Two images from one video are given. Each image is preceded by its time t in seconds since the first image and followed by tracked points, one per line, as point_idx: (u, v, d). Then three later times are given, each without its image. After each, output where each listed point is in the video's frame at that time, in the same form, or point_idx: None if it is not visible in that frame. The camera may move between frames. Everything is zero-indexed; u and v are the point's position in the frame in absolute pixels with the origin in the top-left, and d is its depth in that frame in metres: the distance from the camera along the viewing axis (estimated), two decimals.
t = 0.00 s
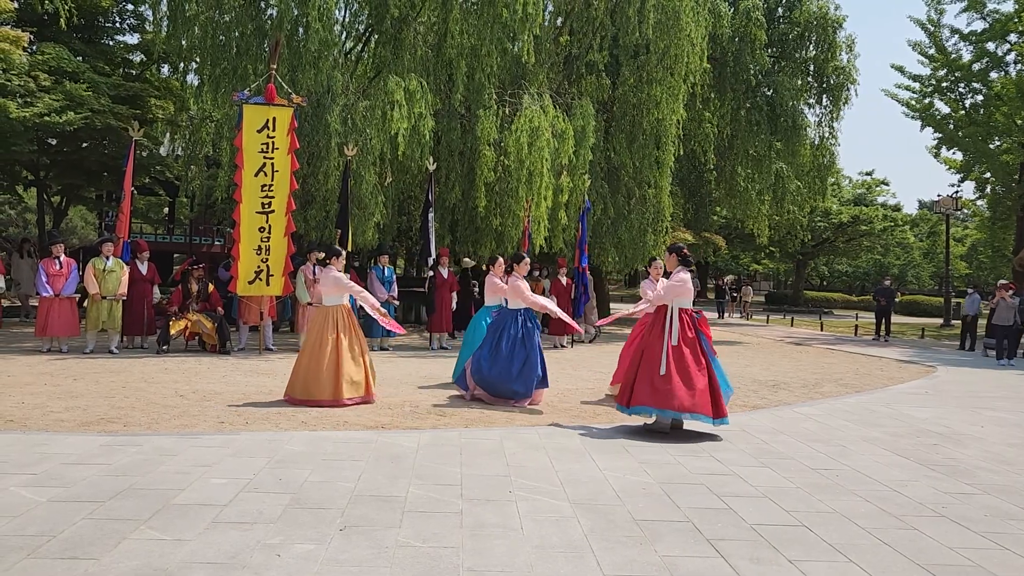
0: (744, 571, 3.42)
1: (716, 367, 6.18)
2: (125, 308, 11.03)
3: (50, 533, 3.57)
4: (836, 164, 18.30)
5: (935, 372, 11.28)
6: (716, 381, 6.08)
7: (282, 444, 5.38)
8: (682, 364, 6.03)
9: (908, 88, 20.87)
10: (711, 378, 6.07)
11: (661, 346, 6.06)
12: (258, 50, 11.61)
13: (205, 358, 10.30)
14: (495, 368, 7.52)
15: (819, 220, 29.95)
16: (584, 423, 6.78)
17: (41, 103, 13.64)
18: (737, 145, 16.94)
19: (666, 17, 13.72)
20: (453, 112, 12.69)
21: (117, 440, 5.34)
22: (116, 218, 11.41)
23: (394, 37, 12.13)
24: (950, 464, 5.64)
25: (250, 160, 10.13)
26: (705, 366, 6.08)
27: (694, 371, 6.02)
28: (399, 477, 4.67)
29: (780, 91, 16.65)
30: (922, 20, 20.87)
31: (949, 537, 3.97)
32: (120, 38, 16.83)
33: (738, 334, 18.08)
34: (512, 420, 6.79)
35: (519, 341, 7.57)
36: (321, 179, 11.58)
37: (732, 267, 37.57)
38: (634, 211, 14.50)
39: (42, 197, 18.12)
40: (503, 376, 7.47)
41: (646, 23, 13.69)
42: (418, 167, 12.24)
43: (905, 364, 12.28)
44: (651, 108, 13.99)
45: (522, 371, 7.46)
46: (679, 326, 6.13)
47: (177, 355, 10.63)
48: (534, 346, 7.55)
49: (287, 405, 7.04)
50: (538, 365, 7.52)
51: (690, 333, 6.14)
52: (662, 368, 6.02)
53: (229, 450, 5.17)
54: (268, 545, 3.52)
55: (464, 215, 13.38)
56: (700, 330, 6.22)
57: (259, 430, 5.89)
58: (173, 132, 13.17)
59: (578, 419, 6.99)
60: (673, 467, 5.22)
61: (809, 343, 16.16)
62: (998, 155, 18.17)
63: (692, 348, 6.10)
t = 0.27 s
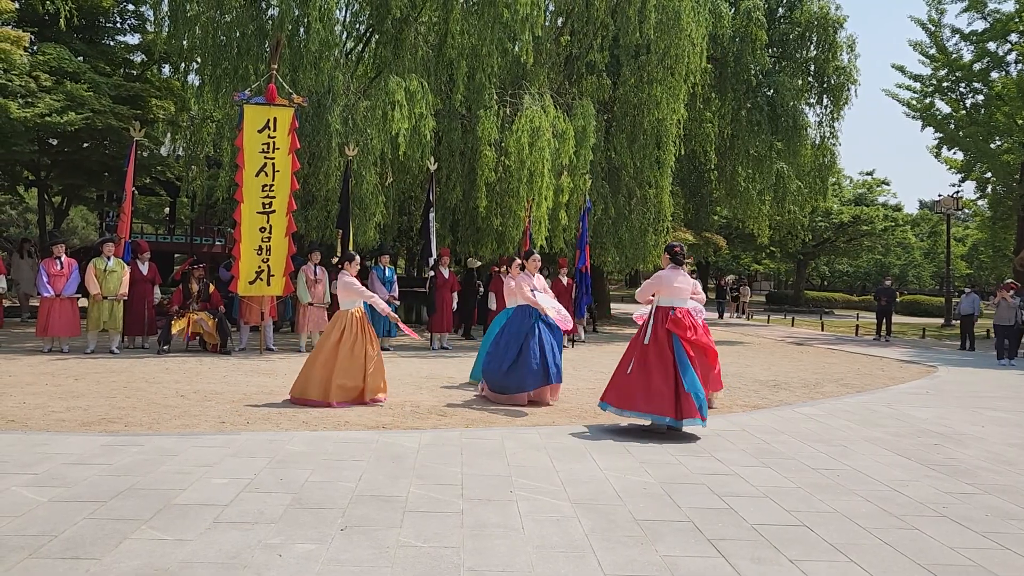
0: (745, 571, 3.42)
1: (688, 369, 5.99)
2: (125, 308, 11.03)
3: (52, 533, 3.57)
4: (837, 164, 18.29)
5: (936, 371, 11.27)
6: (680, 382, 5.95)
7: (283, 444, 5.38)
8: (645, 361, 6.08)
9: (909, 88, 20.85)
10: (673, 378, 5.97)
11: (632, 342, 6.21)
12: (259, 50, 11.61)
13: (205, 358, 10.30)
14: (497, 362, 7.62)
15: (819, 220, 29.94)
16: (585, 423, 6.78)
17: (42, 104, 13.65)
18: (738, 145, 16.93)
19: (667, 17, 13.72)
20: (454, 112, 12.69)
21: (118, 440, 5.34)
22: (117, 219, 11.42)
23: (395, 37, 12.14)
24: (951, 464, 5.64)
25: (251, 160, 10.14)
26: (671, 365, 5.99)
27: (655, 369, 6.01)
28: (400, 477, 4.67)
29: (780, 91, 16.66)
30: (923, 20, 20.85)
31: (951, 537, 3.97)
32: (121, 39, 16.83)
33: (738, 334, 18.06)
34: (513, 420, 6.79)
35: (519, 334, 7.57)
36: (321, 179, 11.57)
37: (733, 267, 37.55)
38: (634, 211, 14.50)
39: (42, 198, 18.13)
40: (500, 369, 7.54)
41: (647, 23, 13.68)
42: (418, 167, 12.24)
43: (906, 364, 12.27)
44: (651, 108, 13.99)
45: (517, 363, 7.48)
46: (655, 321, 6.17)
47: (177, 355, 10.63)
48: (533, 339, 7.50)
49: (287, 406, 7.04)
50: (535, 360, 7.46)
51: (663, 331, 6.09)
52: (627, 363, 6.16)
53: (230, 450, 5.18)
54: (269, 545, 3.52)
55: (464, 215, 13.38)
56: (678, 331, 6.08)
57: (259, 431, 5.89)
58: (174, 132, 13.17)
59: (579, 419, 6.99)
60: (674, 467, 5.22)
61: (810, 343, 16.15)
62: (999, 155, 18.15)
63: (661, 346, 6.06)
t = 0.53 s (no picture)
0: (745, 571, 3.42)
1: (638, 367, 6.09)
2: (126, 308, 11.04)
3: (52, 533, 3.57)
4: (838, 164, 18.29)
5: (936, 372, 11.27)
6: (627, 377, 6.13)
7: (283, 444, 5.38)
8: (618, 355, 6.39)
9: (909, 88, 20.85)
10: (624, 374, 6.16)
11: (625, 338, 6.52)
12: (259, 50, 11.63)
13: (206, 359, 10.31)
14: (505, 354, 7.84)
15: (820, 221, 29.94)
16: (585, 424, 6.78)
17: (42, 104, 13.66)
18: (738, 146, 16.94)
19: (667, 18, 13.72)
20: (454, 113, 12.70)
21: (119, 440, 5.35)
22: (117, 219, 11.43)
23: (396, 37, 12.16)
24: (951, 464, 5.64)
25: (252, 161, 10.14)
26: (630, 363, 6.15)
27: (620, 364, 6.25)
28: (401, 477, 4.67)
29: (780, 91, 16.67)
30: (923, 21, 20.85)
31: (951, 537, 3.97)
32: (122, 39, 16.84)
33: (739, 335, 18.07)
34: (513, 420, 6.79)
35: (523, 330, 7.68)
36: (322, 180, 11.57)
37: (733, 268, 37.56)
38: (634, 211, 14.50)
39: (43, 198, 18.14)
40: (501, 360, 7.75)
41: (647, 23, 13.68)
42: (419, 167, 12.24)
43: (906, 364, 12.27)
44: (652, 108, 14.00)
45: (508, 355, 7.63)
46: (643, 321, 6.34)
47: (178, 355, 10.64)
48: (522, 333, 7.58)
49: (288, 406, 7.05)
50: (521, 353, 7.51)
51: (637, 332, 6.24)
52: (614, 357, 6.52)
53: (230, 450, 5.18)
54: (269, 545, 3.52)
55: (465, 215, 13.39)
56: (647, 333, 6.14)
57: (260, 431, 5.90)
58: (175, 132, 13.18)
59: (579, 419, 6.99)
60: (674, 467, 5.22)
61: (810, 343, 16.14)
62: (999, 155, 18.16)
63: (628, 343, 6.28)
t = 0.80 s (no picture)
0: (746, 572, 3.42)
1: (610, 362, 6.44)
2: (126, 309, 11.05)
3: (53, 533, 3.58)
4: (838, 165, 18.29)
5: (936, 372, 11.27)
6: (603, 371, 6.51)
7: (284, 445, 5.39)
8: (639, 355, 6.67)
9: (909, 89, 20.84)
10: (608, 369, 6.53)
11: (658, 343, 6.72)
12: (260, 51, 11.65)
13: (206, 359, 10.31)
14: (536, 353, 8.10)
15: (821, 221, 29.92)
16: (586, 424, 6.78)
17: (43, 105, 13.67)
18: (739, 146, 16.94)
19: (668, 19, 13.72)
20: (455, 114, 12.70)
21: (120, 440, 5.35)
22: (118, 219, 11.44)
23: (396, 38, 12.17)
24: (952, 465, 5.64)
25: (253, 161, 10.14)
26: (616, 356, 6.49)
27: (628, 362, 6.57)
28: (401, 478, 4.68)
29: (781, 92, 16.66)
30: (924, 21, 20.85)
31: (951, 537, 3.97)
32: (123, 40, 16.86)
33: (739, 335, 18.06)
34: (514, 421, 6.80)
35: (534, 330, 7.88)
36: (323, 180, 11.57)
37: (734, 268, 37.55)
38: (634, 212, 14.51)
39: (44, 198, 18.15)
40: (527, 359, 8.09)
41: (648, 24, 13.67)
42: (419, 168, 12.25)
43: (906, 365, 12.27)
44: (652, 109, 14.00)
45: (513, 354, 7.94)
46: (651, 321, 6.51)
47: (179, 356, 10.64)
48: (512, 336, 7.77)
49: (289, 407, 7.05)
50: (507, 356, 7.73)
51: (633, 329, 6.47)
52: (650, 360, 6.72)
53: (231, 450, 5.19)
54: (270, 545, 3.53)
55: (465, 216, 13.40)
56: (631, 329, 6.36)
57: (261, 431, 5.90)
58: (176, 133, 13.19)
59: (579, 420, 6.99)
60: (674, 467, 5.23)
61: (811, 344, 16.14)
62: (999, 156, 18.15)
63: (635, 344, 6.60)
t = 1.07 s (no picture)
0: (746, 572, 3.42)
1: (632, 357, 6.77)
2: (126, 310, 11.05)
3: (54, 535, 3.58)
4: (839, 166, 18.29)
5: (936, 373, 11.28)
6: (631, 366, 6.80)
7: (284, 446, 5.39)
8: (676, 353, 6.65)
9: (909, 90, 20.84)
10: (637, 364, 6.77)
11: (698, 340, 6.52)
12: (260, 52, 11.68)
13: (207, 360, 10.31)
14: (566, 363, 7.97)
15: (821, 222, 29.91)
16: (586, 425, 6.78)
17: (43, 106, 13.68)
18: (738, 147, 16.95)
19: (668, 20, 13.73)
20: (455, 115, 12.70)
21: (121, 442, 5.35)
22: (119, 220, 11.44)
23: (397, 39, 12.19)
24: (952, 466, 5.64)
25: (252, 162, 10.14)
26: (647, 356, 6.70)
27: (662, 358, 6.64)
28: (402, 478, 4.68)
29: (781, 93, 16.65)
30: (924, 22, 20.86)
31: (952, 538, 3.97)
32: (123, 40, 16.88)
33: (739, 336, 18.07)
34: (514, 422, 6.80)
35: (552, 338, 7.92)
36: (323, 181, 11.58)
37: (734, 269, 37.56)
38: (634, 213, 14.53)
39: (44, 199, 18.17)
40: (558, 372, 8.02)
41: (648, 26, 13.68)
42: (419, 169, 12.26)
43: (907, 366, 12.27)
44: (652, 110, 14.01)
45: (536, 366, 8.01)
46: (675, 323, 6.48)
47: (179, 357, 10.65)
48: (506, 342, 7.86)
49: (289, 408, 7.05)
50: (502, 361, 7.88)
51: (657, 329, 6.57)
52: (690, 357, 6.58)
53: (231, 451, 5.19)
54: (271, 546, 3.53)
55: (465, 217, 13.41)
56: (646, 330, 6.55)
57: (261, 432, 5.91)
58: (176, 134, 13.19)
59: (580, 421, 7.00)
60: (675, 468, 5.23)
61: (811, 345, 16.14)
62: (999, 157, 18.16)
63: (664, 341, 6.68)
